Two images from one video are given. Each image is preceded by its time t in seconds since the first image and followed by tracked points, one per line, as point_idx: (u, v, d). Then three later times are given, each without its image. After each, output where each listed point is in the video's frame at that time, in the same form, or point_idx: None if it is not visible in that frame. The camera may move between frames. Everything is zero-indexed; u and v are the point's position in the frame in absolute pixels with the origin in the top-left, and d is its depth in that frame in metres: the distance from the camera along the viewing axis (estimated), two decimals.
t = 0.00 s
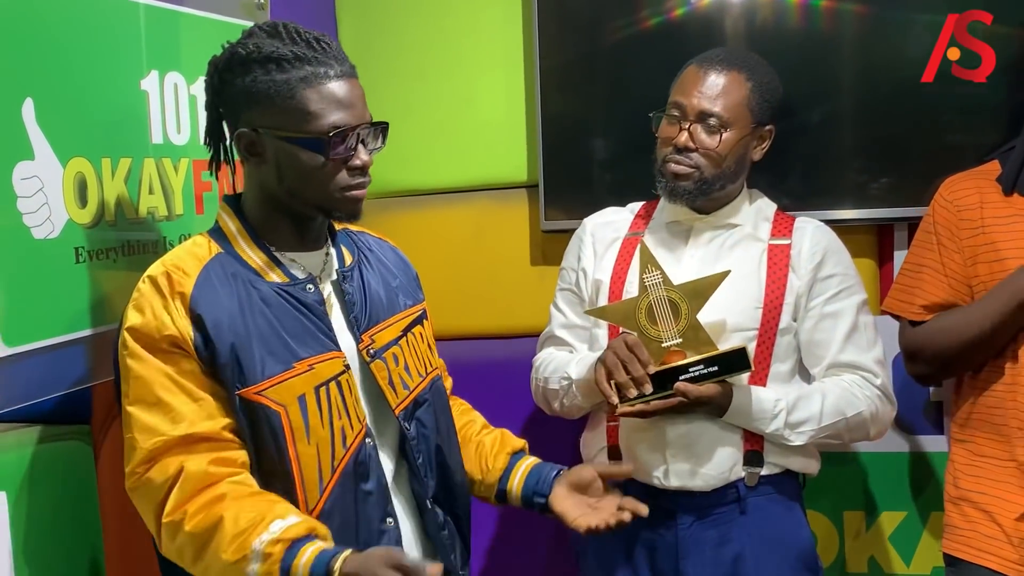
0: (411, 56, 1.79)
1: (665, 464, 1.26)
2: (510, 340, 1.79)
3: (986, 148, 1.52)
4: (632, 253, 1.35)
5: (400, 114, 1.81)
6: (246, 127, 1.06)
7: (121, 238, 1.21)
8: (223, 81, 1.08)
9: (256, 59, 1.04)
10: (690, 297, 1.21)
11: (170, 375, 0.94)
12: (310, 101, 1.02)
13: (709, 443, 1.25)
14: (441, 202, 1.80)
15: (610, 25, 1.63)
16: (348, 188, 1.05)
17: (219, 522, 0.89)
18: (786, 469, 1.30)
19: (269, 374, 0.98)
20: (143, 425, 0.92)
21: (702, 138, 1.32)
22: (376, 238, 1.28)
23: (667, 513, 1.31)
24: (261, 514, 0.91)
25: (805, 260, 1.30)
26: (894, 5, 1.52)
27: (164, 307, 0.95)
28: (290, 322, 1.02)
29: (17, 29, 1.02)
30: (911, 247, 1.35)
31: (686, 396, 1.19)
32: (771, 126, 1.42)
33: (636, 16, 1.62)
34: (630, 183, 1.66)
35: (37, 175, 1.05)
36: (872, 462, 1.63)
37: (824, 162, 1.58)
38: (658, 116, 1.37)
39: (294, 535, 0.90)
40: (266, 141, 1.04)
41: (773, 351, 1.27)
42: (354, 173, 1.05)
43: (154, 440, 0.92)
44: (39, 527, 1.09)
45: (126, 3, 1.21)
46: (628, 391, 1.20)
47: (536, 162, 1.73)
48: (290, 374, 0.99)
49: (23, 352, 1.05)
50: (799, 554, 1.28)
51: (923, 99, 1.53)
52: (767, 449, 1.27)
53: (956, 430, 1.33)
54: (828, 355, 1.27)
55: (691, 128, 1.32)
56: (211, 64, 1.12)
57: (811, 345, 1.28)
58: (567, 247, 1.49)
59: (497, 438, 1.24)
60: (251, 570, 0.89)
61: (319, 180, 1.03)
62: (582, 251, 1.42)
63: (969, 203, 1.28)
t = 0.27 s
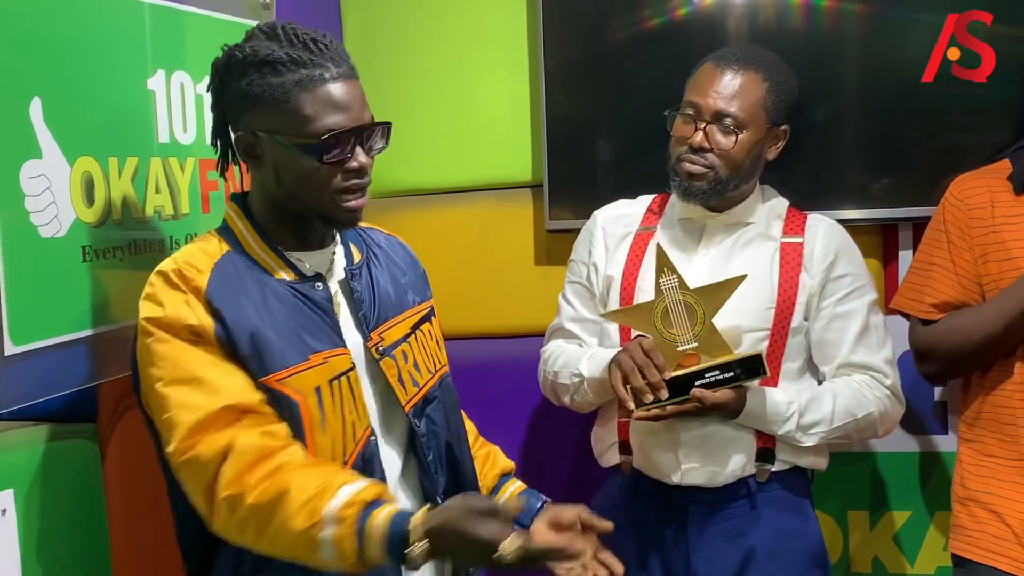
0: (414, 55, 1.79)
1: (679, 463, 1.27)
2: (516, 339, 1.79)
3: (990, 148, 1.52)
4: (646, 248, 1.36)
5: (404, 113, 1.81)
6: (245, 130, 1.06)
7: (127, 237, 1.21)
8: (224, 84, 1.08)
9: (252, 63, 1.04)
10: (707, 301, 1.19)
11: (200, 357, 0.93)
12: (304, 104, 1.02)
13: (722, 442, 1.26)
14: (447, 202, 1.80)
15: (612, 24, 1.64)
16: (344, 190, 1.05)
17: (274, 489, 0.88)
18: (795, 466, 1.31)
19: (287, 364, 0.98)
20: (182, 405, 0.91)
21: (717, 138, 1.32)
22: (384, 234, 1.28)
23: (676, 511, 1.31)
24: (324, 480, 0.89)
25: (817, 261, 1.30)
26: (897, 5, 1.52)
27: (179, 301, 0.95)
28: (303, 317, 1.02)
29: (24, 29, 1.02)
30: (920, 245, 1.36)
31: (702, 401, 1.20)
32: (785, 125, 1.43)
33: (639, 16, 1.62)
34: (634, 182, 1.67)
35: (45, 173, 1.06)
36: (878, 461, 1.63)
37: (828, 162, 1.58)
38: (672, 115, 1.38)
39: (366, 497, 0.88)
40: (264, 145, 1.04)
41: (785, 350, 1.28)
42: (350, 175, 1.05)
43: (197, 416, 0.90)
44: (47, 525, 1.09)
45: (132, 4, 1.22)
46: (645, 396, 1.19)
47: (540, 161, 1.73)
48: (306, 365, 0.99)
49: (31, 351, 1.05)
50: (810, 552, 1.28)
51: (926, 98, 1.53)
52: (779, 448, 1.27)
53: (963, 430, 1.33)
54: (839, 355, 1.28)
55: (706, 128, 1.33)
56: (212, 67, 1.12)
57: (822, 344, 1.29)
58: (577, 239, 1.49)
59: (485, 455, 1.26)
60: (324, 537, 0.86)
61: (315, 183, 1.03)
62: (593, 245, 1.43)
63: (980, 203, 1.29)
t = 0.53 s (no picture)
0: (416, 57, 1.80)
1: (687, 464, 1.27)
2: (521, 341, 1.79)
3: (993, 149, 1.52)
4: (654, 248, 1.37)
5: (407, 115, 1.82)
6: (245, 134, 1.05)
7: (130, 237, 1.21)
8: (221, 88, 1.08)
9: (251, 66, 1.04)
10: (714, 304, 1.19)
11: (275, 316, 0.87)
12: (307, 105, 1.02)
13: (729, 444, 1.26)
14: (450, 203, 1.80)
15: (615, 27, 1.64)
16: (350, 186, 1.06)
17: (385, 418, 0.80)
18: (804, 466, 1.31)
19: (355, 331, 1.00)
20: (273, 353, 0.83)
21: (725, 138, 1.33)
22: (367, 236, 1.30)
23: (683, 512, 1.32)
24: (458, 408, 0.82)
25: (825, 261, 1.30)
26: (899, 8, 1.53)
27: (238, 283, 0.90)
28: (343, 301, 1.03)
29: (26, 30, 1.02)
30: (928, 239, 1.36)
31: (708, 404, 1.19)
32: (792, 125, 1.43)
33: (641, 19, 1.62)
34: (637, 184, 1.67)
35: (47, 174, 1.06)
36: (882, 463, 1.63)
37: (831, 164, 1.58)
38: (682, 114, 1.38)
39: (509, 425, 0.81)
40: (266, 146, 1.04)
41: (793, 350, 1.28)
42: (355, 173, 1.06)
43: (293, 359, 0.83)
44: (48, 526, 1.09)
45: (134, 5, 1.22)
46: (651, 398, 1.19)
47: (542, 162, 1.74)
48: (366, 335, 1.02)
49: (35, 351, 1.05)
50: (814, 553, 1.28)
51: (928, 100, 1.53)
52: (787, 447, 1.28)
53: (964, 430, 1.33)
54: (847, 355, 1.28)
55: (714, 128, 1.33)
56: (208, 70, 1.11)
57: (830, 344, 1.29)
58: (586, 239, 1.50)
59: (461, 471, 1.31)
60: (474, 463, 0.78)
61: (324, 181, 1.04)
62: (602, 245, 1.43)
63: (991, 199, 1.29)
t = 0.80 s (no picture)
0: (416, 60, 1.80)
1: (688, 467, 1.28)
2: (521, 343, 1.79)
3: (993, 151, 1.52)
4: (653, 257, 1.36)
5: (406, 117, 1.82)
6: (259, 133, 1.04)
7: (128, 239, 1.21)
8: (231, 89, 1.05)
9: (267, 64, 1.03)
10: (707, 309, 1.19)
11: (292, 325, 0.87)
12: (328, 100, 1.03)
13: (728, 447, 1.26)
14: (449, 204, 1.81)
15: (615, 30, 1.64)
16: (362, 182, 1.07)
17: (405, 430, 0.81)
18: (805, 468, 1.31)
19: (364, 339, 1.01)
20: (293, 362, 0.84)
21: (717, 143, 1.33)
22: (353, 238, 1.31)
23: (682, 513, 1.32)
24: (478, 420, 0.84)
25: (824, 262, 1.30)
26: (898, 11, 1.53)
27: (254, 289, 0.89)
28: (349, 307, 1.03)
29: (24, 32, 1.02)
30: (931, 237, 1.35)
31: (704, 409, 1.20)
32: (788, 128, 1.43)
33: (641, 22, 1.63)
34: (637, 186, 1.67)
35: (45, 176, 1.06)
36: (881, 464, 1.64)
37: (830, 167, 1.59)
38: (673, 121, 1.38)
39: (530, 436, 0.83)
40: (284, 141, 1.03)
41: (793, 352, 1.28)
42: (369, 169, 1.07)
43: (314, 368, 0.83)
44: (47, 527, 1.09)
45: (133, 7, 1.22)
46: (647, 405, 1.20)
47: (541, 164, 1.74)
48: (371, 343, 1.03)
49: (33, 353, 1.05)
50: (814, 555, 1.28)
51: (927, 102, 1.53)
52: (787, 450, 1.28)
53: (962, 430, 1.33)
54: (848, 357, 1.28)
55: (706, 133, 1.33)
56: (209, 74, 1.08)
57: (831, 346, 1.29)
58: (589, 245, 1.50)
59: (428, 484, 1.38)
60: (499, 474, 0.80)
61: (343, 177, 1.05)
62: (604, 250, 1.43)
63: (996, 199, 1.29)
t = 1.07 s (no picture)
0: (415, 60, 1.80)
1: (680, 464, 1.28)
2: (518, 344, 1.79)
3: (991, 152, 1.52)
4: (649, 255, 1.36)
5: (405, 118, 1.82)
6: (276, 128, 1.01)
7: (125, 239, 1.21)
8: (239, 89, 1.01)
9: (273, 59, 1.00)
10: (703, 304, 1.19)
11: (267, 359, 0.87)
12: (338, 89, 1.03)
13: (722, 444, 1.26)
14: (447, 204, 1.81)
15: (614, 31, 1.64)
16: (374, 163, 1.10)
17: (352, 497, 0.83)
18: (797, 470, 1.30)
19: (338, 368, 0.96)
20: (257, 405, 0.84)
21: (712, 141, 1.33)
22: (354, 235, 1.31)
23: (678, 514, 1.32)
24: (426, 488, 0.85)
25: (819, 263, 1.30)
26: (897, 12, 1.52)
27: (241, 302, 0.89)
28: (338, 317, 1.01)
29: (22, 32, 1.02)
30: (928, 241, 1.35)
31: (699, 404, 1.20)
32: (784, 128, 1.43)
33: (640, 23, 1.62)
34: (635, 187, 1.67)
35: (42, 176, 1.05)
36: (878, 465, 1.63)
37: (828, 168, 1.59)
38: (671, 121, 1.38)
39: (477, 505, 0.85)
40: (309, 133, 1.02)
41: (787, 353, 1.29)
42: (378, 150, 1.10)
43: (276, 416, 0.84)
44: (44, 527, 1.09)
45: (131, 7, 1.22)
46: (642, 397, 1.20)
47: (539, 165, 1.74)
48: (350, 368, 0.98)
49: (29, 353, 1.05)
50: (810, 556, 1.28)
51: (926, 104, 1.53)
52: (780, 450, 1.27)
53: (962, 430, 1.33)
54: (842, 358, 1.28)
55: (701, 132, 1.33)
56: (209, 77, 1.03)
57: (825, 347, 1.29)
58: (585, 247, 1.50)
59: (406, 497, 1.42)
60: (441, 543, 0.82)
61: (355, 163, 1.06)
62: (600, 251, 1.43)
63: (992, 203, 1.28)
